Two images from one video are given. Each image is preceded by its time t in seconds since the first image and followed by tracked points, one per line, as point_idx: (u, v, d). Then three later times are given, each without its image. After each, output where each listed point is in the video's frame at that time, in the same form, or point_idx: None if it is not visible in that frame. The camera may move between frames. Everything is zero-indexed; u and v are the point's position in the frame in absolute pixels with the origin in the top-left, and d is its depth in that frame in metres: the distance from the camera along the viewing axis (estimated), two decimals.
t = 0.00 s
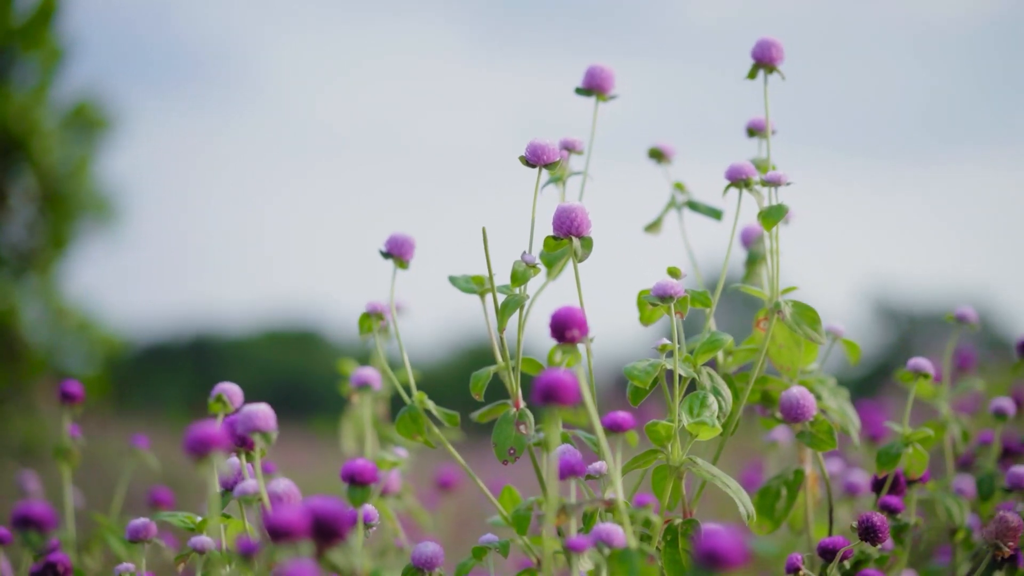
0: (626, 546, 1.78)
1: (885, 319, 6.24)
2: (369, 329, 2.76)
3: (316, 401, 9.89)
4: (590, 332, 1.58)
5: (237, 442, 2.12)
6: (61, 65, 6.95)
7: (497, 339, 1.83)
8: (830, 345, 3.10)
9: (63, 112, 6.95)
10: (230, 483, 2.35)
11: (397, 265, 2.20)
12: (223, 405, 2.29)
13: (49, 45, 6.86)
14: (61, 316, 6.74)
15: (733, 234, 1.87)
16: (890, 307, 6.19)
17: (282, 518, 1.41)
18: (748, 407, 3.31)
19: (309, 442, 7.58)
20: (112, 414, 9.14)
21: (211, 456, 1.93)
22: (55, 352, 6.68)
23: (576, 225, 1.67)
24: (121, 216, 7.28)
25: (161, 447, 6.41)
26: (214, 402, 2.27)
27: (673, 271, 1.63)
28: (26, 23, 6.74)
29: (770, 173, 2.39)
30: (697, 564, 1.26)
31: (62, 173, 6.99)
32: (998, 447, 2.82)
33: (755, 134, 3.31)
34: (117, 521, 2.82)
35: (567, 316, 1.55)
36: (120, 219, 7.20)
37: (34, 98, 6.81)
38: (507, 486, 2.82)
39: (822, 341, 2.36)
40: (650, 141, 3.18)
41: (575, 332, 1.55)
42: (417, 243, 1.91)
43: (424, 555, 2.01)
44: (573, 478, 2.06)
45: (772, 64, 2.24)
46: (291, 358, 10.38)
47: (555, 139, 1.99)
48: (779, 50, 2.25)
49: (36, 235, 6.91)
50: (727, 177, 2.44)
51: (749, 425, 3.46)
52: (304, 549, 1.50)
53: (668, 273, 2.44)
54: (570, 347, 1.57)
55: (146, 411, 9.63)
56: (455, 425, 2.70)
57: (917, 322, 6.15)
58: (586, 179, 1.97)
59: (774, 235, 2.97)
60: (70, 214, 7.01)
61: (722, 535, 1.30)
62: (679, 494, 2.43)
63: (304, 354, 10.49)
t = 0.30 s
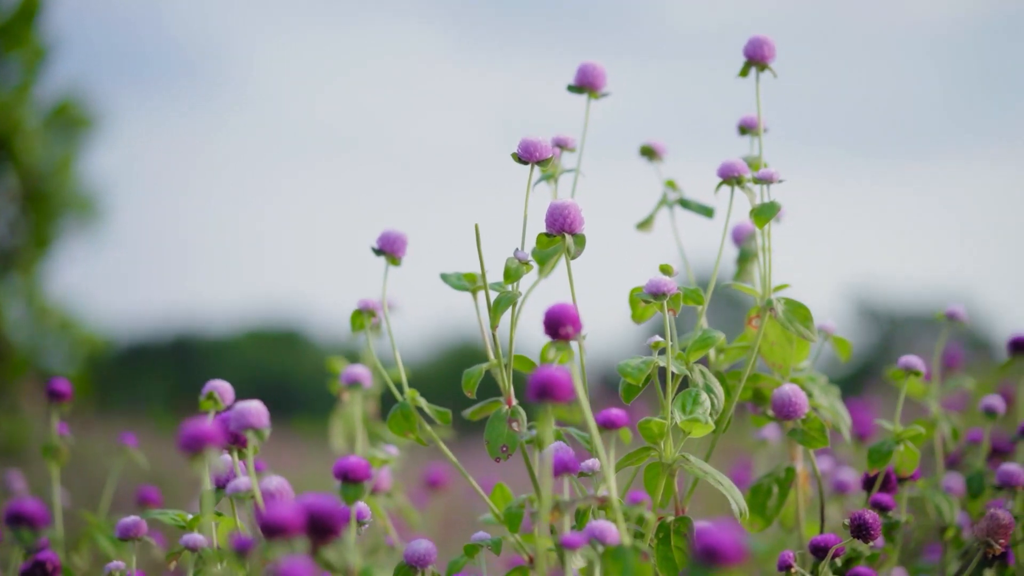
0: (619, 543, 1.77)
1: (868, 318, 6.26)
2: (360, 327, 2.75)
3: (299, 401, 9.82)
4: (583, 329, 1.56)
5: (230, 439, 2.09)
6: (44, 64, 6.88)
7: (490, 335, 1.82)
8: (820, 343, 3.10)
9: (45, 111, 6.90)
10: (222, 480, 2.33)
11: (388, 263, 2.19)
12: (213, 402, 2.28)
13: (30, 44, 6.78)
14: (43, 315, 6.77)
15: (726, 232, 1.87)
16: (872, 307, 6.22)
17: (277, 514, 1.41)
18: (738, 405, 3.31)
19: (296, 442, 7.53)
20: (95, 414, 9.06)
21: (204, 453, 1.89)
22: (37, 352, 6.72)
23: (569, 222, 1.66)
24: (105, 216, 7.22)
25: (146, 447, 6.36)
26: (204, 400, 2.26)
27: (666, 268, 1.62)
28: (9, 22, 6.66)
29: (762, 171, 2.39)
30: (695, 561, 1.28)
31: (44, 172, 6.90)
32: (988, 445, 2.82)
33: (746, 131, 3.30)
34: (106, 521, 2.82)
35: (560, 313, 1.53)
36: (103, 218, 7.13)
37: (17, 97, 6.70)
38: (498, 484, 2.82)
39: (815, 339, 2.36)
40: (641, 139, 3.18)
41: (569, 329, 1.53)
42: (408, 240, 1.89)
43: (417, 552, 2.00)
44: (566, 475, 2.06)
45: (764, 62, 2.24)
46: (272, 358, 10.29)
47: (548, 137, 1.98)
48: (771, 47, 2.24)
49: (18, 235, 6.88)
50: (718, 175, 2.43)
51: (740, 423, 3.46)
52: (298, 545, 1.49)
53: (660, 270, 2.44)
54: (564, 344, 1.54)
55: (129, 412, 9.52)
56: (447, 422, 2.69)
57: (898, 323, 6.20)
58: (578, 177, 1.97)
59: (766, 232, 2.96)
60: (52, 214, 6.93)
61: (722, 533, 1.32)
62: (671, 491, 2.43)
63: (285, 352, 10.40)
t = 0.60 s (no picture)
0: (612, 540, 1.76)
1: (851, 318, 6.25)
2: (351, 325, 2.74)
3: (280, 401, 9.76)
4: (576, 327, 1.53)
5: (221, 437, 2.06)
6: (27, 63, 6.87)
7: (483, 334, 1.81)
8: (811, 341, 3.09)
9: (27, 111, 6.89)
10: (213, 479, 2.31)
11: (379, 260, 2.15)
12: (203, 400, 2.25)
13: (12, 44, 6.74)
14: (24, 314, 6.68)
15: (717, 230, 1.86)
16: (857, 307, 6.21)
17: (271, 512, 1.38)
18: (728, 403, 3.30)
19: (284, 441, 7.50)
20: (79, 414, 8.99)
21: (197, 451, 1.86)
22: (15, 350, 6.65)
23: (561, 221, 1.65)
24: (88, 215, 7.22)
25: (131, 447, 6.30)
26: (194, 398, 2.23)
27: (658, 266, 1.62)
28: None
29: (754, 169, 2.38)
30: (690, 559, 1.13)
31: (26, 171, 6.90)
32: (977, 444, 2.81)
33: (737, 130, 3.29)
34: (93, 520, 2.80)
35: (553, 310, 1.50)
36: (85, 218, 7.15)
37: None
38: (489, 482, 2.80)
39: (807, 337, 2.35)
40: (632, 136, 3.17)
41: (562, 328, 1.48)
42: (398, 238, 1.87)
43: (410, 550, 1.98)
44: (559, 473, 2.04)
45: (755, 61, 2.23)
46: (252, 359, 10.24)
47: (540, 134, 1.97)
48: (762, 46, 2.23)
49: None
50: (710, 173, 2.42)
51: (729, 421, 3.45)
52: (293, 543, 1.47)
53: (652, 268, 2.43)
54: (557, 342, 1.51)
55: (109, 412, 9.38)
56: (437, 421, 2.68)
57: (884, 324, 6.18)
58: (570, 175, 1.96)
59: (757, 231, 2.95)
60: (34, 213, 6.92)
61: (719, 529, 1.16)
62: (663, 490, 2.41)
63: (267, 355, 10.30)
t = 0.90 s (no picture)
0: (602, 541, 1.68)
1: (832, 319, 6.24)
2: (338, 323, 2.70)
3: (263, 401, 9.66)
4: (568, 326, 1.49)
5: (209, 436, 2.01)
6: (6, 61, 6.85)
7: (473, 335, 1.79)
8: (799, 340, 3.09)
9: (5, 108, 6.87)
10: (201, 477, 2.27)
11: (367, 260, 2.12)
12: (189, 400, 2.22)
13: None
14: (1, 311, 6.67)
15: (706, 229, 1.84)
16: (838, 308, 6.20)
17: (262, 513, 1.36)
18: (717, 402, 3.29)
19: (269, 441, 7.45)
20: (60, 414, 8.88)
21: (185, 450, 1.80)
22: None
23: (551, 219, 1.63)
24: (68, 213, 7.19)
25: (113, 446, 6.22)
26: (179, 397, 2.20)
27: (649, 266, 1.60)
28: None
29: (743, 168, 2.36)
30: (685, 557, 1.08)
31: (5, 169, 6.88)
32: (963, 444, 2.81)
33: (725, 129, 3.28)
34: (76, 521, 2.76)
35: (545, 309, 1.46)
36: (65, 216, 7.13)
37: None
38: (476, 482, 2.78)
39: (796, 336, 2.33)
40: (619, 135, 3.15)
41: (554, 326, 1.45)
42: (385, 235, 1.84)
43: (397, 550, 1.96)
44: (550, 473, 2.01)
45: (744, 59, 2.22)
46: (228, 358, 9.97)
47: (529, 132, 1.95)
48: (751, 45, 2.22)
49: None
50: (699, 172, 2.40)
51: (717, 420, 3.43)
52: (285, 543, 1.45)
53: (641, 267, 2.41)
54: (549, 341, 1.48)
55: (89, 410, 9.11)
56: (424, 420, 2.66)
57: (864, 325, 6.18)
58: (559, 174, 1.94)
59: (746, 230, 2.94)
60: (13, 211, 6.88)
61: (713, 526, 1.11)
62: (653, 490, 2.39)
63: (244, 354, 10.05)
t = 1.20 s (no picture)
0: (594, 540, 1.60)
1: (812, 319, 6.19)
2: (327, 321, 2.66)
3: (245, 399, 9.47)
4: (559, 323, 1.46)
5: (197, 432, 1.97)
6: None
7: (462, 333, 1.76)
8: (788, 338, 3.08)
9: None
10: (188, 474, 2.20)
11: (356, 256, 2.06)
12: (177, 397, 2.19)
13: None
14: None
15: (696, 226, 1.82)
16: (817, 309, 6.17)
17: (254, 509, 1.33)
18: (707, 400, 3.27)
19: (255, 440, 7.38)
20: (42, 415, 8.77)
21: (173, 447, 1.76)
22: None
23: (541, 216, 1.61)
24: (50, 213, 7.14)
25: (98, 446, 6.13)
26: (167, 394, 2.17)
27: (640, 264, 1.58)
28: None
29: (734, 166, 2.34)
30: (680, 553, 1.04)
31: None
32: (951, 441, 2.80)
33: (715, 126, 3.26)
34: (63, 519, 2.71)
35: (534, 307, 1.43)
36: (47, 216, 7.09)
37: None
38: (466, 480, 2.76)
39: (787, 334, 2.31)
40: (608, 133, 3.14)
41: (545, 324, 1.41)
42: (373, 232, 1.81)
43: (388, 548, 1.93)
44: (540, 472, 1.99)
45: (734, 57, 2.20)
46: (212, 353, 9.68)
47: (520, 129, 1.93)
48: (742, 42, 2.20)
49: None
50: (689, 169, 2.38)
51: (706, 417, 3.42)
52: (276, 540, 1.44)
53: (631, 264, 2.39)
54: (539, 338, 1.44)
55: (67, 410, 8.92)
56: (414, 418, 2.64)
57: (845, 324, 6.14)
58: (550, 171, 1.92)
59: (736, 228, 2.94)
60: None
61: (705, 521, 1.08)
62: (644, 488, 2.37)
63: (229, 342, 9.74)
